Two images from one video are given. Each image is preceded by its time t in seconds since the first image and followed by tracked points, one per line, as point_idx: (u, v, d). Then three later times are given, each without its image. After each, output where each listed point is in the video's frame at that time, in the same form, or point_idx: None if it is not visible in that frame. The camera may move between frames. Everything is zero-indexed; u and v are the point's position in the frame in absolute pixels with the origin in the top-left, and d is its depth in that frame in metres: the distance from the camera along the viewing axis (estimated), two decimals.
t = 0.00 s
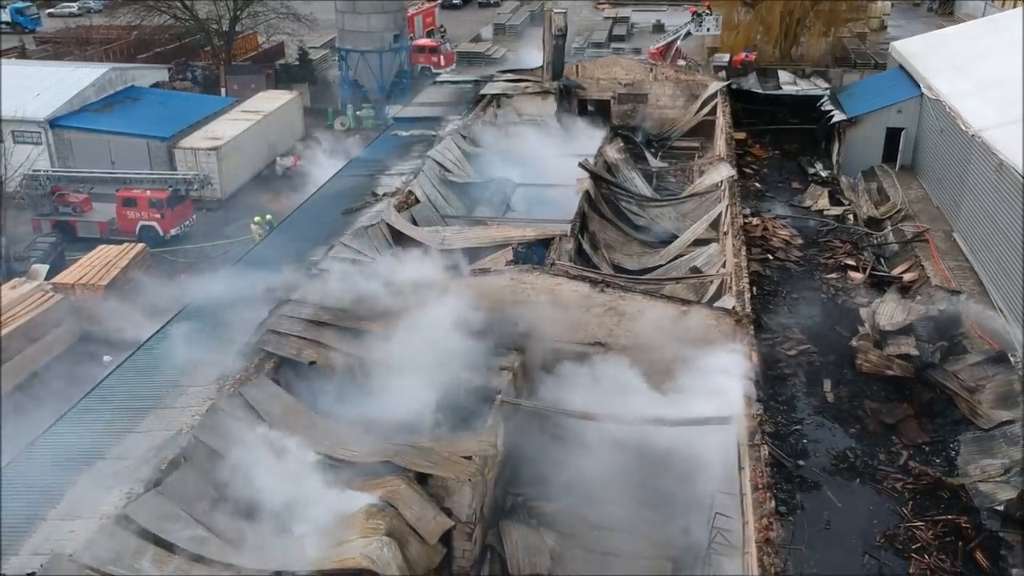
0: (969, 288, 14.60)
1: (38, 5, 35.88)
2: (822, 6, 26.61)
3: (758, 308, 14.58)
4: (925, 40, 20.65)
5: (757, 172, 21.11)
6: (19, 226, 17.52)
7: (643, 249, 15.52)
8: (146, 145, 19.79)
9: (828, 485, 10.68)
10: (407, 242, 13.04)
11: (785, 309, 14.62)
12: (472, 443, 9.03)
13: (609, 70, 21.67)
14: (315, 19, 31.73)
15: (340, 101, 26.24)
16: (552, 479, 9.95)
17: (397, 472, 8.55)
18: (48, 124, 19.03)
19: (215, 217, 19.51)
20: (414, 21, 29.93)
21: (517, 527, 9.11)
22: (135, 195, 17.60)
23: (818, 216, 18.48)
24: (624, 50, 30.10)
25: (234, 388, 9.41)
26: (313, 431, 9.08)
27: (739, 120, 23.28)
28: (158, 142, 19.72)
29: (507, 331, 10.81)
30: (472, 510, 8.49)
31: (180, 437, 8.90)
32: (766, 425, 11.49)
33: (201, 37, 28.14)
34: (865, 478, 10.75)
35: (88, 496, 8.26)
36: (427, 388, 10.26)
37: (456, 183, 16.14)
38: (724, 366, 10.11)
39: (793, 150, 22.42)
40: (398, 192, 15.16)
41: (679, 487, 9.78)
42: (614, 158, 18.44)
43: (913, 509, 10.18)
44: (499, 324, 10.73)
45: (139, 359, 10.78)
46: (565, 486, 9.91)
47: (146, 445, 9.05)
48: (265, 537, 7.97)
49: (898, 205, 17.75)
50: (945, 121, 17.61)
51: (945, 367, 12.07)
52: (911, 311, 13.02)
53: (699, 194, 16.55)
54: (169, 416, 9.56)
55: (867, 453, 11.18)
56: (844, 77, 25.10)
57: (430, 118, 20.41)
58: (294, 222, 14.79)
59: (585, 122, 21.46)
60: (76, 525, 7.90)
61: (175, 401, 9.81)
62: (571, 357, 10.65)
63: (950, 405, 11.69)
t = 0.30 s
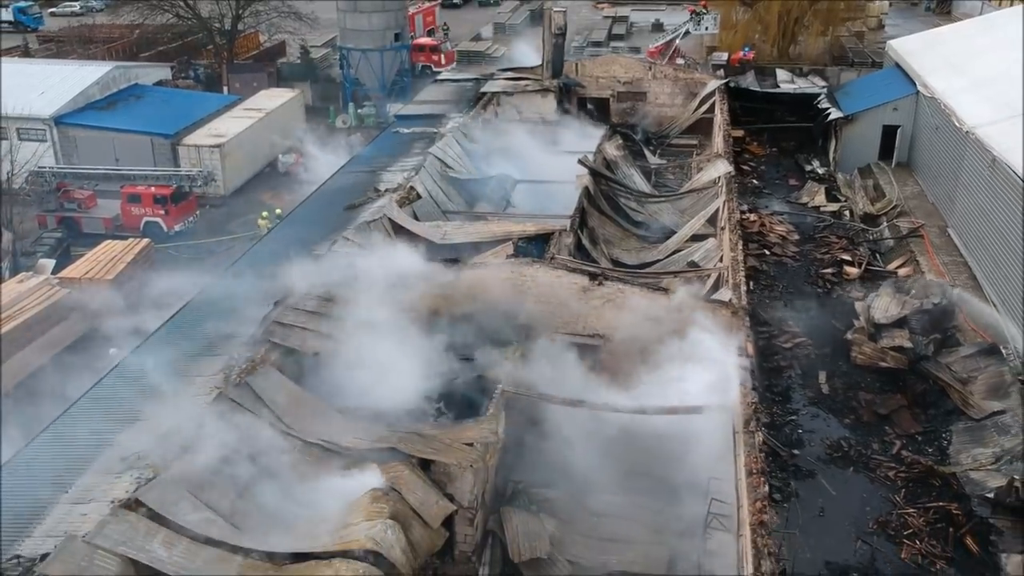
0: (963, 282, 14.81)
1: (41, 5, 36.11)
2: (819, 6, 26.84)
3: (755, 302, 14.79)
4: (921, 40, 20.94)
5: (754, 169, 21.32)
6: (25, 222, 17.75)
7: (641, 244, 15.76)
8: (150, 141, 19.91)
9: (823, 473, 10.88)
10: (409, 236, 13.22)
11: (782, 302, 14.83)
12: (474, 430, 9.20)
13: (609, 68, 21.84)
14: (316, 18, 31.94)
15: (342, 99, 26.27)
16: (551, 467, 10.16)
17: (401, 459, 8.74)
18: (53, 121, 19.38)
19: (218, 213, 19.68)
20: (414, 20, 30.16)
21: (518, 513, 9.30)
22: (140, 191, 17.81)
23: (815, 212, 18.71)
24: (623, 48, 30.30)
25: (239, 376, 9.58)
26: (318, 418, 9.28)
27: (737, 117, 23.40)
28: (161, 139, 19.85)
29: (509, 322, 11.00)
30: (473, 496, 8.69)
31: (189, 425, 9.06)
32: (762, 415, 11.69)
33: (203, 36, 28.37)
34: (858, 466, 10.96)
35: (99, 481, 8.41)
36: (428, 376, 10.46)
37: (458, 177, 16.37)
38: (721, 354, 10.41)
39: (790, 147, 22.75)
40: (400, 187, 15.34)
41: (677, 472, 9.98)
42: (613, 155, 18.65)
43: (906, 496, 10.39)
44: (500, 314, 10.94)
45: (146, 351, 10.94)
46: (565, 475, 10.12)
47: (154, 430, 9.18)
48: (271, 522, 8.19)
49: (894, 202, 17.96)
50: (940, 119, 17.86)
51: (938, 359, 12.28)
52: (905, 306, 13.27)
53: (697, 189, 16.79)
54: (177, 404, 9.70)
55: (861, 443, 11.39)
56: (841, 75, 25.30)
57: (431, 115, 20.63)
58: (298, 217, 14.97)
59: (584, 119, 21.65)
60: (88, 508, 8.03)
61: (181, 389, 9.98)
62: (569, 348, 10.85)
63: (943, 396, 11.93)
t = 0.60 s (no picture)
0: (956, 278, 14.98)
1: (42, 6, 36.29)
2: (816, 6, 27.08)
3: (751, 298, 14.98)
4: (917, 40, 21.16)
5: (751, 168, 21.52)
6: (30, 221, 17.95)
7: (639, 241, 15.97)
8: (153, 141, 20.16)
9: (816, 465, 11.07)
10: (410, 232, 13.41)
11: (777, 299, 15.01)
12: (475, 420, 9.40)
13: (607, 67, 22.04)
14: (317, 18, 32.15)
15: (342, 98, 26.56)
16: (549, 459, 10.37)
17: (403, 448, 8.95)
18: (57, 121, 19.56)
19: (220, 211, 19.87)
20: (414, 20, 30.38)
21: (517, 502, 9.55)
22: (144, 190, 18.01)
23: (811, 211, 18.91)
24: (621, 48, 30.50)
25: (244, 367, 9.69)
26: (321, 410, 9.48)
27: (734, 117, 23.54)
28: (164, 139, 20.14)
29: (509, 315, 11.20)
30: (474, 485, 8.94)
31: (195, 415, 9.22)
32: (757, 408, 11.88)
33: (205, 36, 28.58)
34: (852, 458, 11.14)
35: (107, 470, 8.56)
36: (429, 369, 10.64)
37: (458, 176, 16.58)
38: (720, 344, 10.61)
39: (787, 147, 22.98)
40: (401, 185, 15.51)
41: (676, 461, 10.19)
42: (612, 154, 18.86)
43: (898, 487, 10.59)
44: (500, 310, 11.14)
45: (150, 345, 11.10)
46: (563, 467, 10.34)
47: (161, 421, 9.38)
48: (275, 510, 8.39)
49: (889, 200, 18.16)
50: (935, 118, 18.07)
51: (931, 354, 12.51)
52: (900, 302, 13.50)
53: (694, 187, 17.00)
54: (184, 395, 9.87)
55: (855, 435, 11.57)
56: (838, 75, 25.52)
57: (431, 115, 20.79)
58: (300, 216, 15.13)
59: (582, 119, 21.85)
60: (98, 496, 8.27)
61: (186, 382, 10.15)
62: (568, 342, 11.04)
63: (935, 389, 12.16)
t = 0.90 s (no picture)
0: (949, 274, 15.16)
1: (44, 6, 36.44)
2: (813, 6, 27.30)
3: (746, 293, 15.17)
4: (913, 38, 21.36)
5: (748, 165, 21.71)
6: (34, 217, 18.16)
7: (635, 237, 16.17)
8: (155, 138, 20.33)
9: (809, 454, 11.24)
10: (409, 227, 13.60)
11: (772, 293, 15.19)
12: (473, 408, 9.58)
13: (605, 66, 22.33)
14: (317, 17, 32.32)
15: (343, 96, 26.83)
16: (545, 448, 10.58)
17: (403, 436, 9.15)
18: (60, 119, 19.86)
19: (222, 208, 20.05)
20: (414, 19, 30.57)
21: (515, 490, 9.80)
22: (146, 186, 18.25)
23: (807, 207, 19.09)
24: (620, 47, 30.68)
25: (246, 358, 9.88)
26: (323, 401, 9.68)
27: (731, 115, 23.66)
28: (166, 136, 20.26)
29: (508, 307, 11.40)
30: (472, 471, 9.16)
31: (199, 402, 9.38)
32: (751, 399, 12.07)
33: (206, 35, 28.76)
34: (844, 448, 11.33)
35: (113, 455, 8.70)
36: (428, 358, 10.85)
37: (456, 172, 16.78)
38: (713, 334, 10.85)
39: (783, 144, 23.18)
40: (400, 181, 15.70)
41: (670, 450, 10.39)
42: (609, 151, 19.06)
43: (889, 476, 10.79)
44: (499, 302, 11.36)
45: (154, 336, 11.20)
46: (559, 455, 10.54)
47: (167, 408, 9.47)
48: (279, 494, 8.60)
49: (883, 196, 18.35)
50: (929, 115, 18.27)
51: (923, 346, 12.71)
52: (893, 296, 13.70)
53: (691, 183, 17.19)
54: (187, 383, 10.02)
55: (847, 426, 11.77)
56: (835, 74, 25.72)
57: (430, 112, 20.92)
58: (301, 210, 15.26)
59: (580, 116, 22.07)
60: (105, 480, 8.31)
61: (190, 371, 10.26)
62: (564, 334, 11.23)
63: (926, 381, 12.39)
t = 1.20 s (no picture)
0: (941, 269, 15.35)
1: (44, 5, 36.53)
2: (809, 5, 27.48)
3: (740, 287, 15.37)
4: (908, 37, 21.58)
5: (744, 162, 21.89)
6: (36, 213, 18.35)
7: (632, 233, 16.39)
8: (156, 136, 20.47)
9: (801, 444, 11.42)
10: (407, 222, 13.81)
11: (767, 288, 15.38)
12: (470, 397, 9.77)
13: (603, 64, 22.62)
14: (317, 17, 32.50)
15: (342, 95, 27.10)
16: (542, 437, 10.80)
17: (402, 424, 9.35)
18: (63, 117, 20.05)
19: (222, 205, 20.24)
20: (413, 19, 30.84)
21: (511, 478, 10.02)
22: (148, 183, 18.40)
23: (801, 204, 19.29)
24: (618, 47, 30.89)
25: (247, 349, 10.08)
26: (324, 391, 9.87)
27: (727, 113, 23.84)
28: (168, 134, 20.40)
29: (504, 299, 11.56)
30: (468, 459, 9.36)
31: (201, 392, 9.57)
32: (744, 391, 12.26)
33: (206, 34, 28.95)
34: (835, 438, 11.51)
35: (119, 443, 8.90)
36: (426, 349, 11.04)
37: (454, 169, 17.01)
38: (706, 326, 11.07)
39: (779, 142, 23.37)
40: (399, 177, 15.91)
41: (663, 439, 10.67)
42: (606, 148, 19.28)
43: (879, 464, 10.98)
44: (497, 296, 11.57)
45: (156, 329, 11.38)
46: (555, 445, 10.73)
47: (169, 399, 9.68)
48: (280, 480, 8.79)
49: (877, 192, 18.52)
50: (922, 112, 18.49)
51: (914, 339, 12.91)
52: (885, 290, 13.91)
53: (686, 180, 17.39)
54: (189, 373, 10.19)
55: (838, 416, 11.96)
56: (830, 72, 25.93)
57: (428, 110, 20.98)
58: (302, 205, 15.40)
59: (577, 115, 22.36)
60: (110, 467, 8.51)
61: (192, 363, 10.45)
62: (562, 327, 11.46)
63: (918, 372, 12.57)
